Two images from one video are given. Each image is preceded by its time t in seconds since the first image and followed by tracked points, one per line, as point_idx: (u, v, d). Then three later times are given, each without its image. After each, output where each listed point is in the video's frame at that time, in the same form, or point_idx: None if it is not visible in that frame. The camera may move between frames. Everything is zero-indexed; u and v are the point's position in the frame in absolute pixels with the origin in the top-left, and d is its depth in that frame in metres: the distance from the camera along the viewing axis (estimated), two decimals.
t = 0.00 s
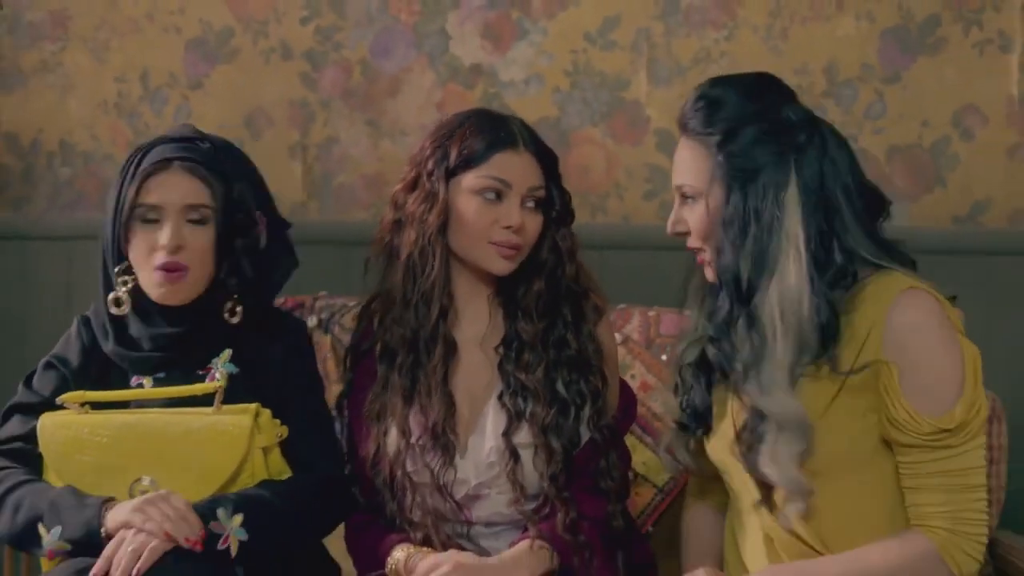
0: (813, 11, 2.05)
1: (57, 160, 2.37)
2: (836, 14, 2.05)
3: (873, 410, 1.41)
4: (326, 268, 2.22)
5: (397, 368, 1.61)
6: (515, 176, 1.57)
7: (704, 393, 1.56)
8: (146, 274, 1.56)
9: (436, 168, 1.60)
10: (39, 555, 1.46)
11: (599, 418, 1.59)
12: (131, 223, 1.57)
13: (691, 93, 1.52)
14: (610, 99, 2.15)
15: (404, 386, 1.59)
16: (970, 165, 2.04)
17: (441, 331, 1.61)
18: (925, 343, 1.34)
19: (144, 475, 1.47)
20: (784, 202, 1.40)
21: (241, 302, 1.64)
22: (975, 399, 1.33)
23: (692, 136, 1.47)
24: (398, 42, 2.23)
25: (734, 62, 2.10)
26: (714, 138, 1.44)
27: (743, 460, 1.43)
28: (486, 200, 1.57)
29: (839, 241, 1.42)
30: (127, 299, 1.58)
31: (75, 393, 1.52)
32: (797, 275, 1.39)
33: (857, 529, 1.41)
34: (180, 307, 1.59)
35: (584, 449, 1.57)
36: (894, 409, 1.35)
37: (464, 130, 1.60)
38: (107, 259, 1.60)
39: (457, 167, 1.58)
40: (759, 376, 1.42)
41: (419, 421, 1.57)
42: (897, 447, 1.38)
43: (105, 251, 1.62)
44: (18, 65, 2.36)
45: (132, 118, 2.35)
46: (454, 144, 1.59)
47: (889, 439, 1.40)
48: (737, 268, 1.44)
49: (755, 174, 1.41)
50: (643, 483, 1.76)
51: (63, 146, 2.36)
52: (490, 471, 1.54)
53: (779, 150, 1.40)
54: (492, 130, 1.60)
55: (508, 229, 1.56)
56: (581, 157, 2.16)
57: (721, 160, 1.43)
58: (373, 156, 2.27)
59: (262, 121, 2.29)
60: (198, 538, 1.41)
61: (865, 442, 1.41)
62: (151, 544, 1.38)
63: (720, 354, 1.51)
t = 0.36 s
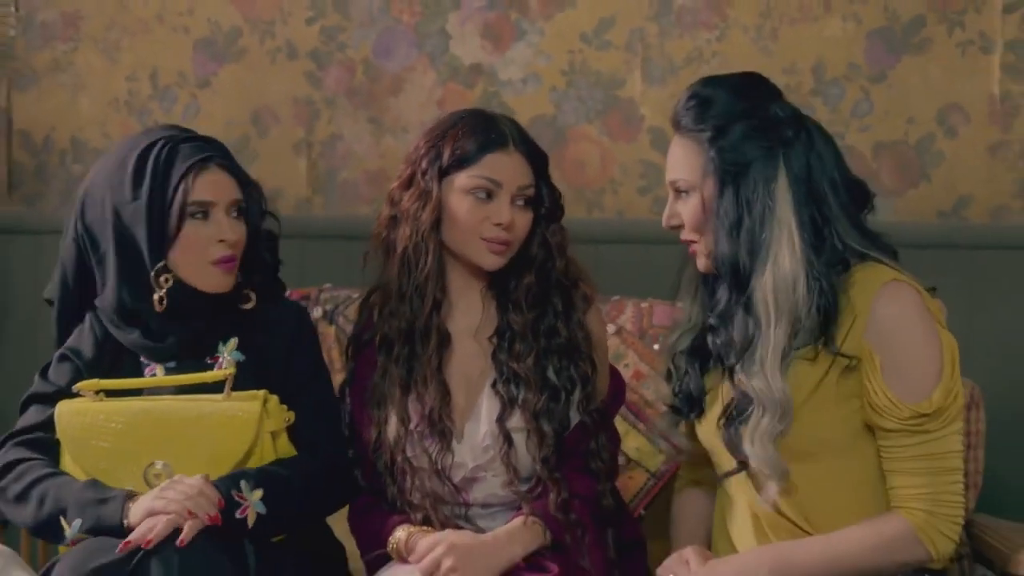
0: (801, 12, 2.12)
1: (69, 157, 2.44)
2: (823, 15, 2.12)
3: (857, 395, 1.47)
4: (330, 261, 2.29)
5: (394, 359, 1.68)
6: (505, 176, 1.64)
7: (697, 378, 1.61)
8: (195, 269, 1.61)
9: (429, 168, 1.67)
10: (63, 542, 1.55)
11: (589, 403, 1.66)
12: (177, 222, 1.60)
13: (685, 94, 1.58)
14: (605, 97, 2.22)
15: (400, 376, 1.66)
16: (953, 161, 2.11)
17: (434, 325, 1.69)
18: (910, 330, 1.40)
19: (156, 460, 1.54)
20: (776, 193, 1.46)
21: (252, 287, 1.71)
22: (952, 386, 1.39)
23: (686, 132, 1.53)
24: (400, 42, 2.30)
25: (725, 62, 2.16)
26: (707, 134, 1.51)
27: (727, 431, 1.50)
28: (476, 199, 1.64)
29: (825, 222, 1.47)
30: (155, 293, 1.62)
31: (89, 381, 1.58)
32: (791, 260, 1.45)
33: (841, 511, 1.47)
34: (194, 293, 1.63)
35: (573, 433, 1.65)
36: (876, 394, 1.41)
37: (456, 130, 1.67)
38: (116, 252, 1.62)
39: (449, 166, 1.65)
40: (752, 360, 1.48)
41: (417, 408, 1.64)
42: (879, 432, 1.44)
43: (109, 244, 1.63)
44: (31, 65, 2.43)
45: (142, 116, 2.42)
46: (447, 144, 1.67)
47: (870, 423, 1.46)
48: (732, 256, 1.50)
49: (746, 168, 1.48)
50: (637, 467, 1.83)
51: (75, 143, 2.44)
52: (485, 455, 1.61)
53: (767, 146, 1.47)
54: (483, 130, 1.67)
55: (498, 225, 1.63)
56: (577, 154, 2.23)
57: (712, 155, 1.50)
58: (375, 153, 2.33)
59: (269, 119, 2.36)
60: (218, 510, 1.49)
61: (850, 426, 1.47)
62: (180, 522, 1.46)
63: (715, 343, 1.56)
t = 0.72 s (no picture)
0: (790, 12, 2.19)
1: (80, 152, 2.52)
2: (811, 15, 2.19)
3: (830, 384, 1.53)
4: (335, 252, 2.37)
5: (397, 346, 1.76)
6: (499, 175, 1.70)
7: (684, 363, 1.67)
8: (213, 259, 1.68)
9: (428, 165, 1.75)
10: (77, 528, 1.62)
11: (585, 385, 1.74)
12: (197, 215, 1.67)
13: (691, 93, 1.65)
14: (601, 94, 2.29)
15: (402, 362, 1.74)
16: (937, 156, 2.17)
17: (435, 313, 1.77)
18: (879, 327, 1.47)
19: (169, 442, 1.61)
20: (755, 195, 1.53)
21: (259, 278, 1.80)
22: (919, 371, 1.45)
23: (687, 123, 1.60)
24: (402, 40, 2.37)
25: (717, 60, 2.23)
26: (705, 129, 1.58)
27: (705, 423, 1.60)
28: (471, 197, 1.71)
29: (804, 244, 1.53)
30: (176, 283, 1.69)
31: (105, 367, 1.65)
32: (761, 267, 1.52)
33: (821, 488, 1.54)
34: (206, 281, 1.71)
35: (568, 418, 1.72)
36: (844, 380, 1.48)
37: (454, 130, 1.74)
38: (133, 244, 1.67)
39: (445, 165, 1.73)
40: (715, 351, 1.56)
41: (420, 394, 1.72)
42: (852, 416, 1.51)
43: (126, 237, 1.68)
44: (43, 63, 2.51)
45: (151, 112, 2.49)
46: (444, 143, 1.74)
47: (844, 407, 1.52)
48: (706, 251, 1.56)
49: (733, 166, 1.55)
50: (630, 451, 1.90)
51: (86, 139, 2.51)
52: (484, 437, 1.69)
53: (757, 151, 1.53)
54: (479, 130, 1.73)
55: (491, 223, 1.70)
56: (574, 149, 2.30)
57: (704, 151, 1.57)
58: (378, 148, 2.40)
59: (275, 114, 2.43)
60: (222, 485, 1.57)
61: (820, 414, 1.53)
62: (185, 498, 1.54)
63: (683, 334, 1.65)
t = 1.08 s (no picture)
0: (787, 14, 2.26)
1: (97, 150, 2.60)
2: (807, 17, 2.25)
3: (834, 379, 1.60)
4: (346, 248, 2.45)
5: (406, 336, 1.83)
6: (498, 175, 1.77)
7: (687, 371, 1.78)
8: (237, 253, 1.76)
9: (432, 165, 1.82)
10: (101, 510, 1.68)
11: (590, 375, 1.80)
12: (224, 210, 1.75)
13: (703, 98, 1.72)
14: (603, 94, 2.35)
15: (412, 353, 1.82)
16: (930, 154, 2.24)
17: (440, 305, 1.84)
18: (881, 324, 1.53)
19: (188, 429, 1.68)
20: (786, 197, 1.60)
21: (276, 271, 1.88)
22: (914, 365, 1.52)
23: (703, 123, 1.66)
24: (410, 42, 2.44)
25: (715, 61, 2.30)
26: (726, 130, 1.64)
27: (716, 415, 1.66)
28: (472, 195, 1.77)
29: (829, 241, 1.61)
30: (201, 275, 1.76)
31: (128, 356, 1.73)
32: (797, 261, 1.57)
33: (814, 472, 1.60)
34: (228, 276, 1.78)
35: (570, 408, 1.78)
36: (846, 371, 1.55)
37: (455, 131, 1.81)
38: (161, 238, 1.74)
39: (447, 165, 1.80)
40: (750, 344, 1.61)
41: (429, 381, 1.79)
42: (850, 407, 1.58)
43: (153, 231, 1.75)
44: (62, 64, 2.59)
45: (167, 111, 2.56)
46: (447, 144, 1.81)
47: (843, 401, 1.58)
48: (744, 244, 1.62)
49: (762, 167, 1.60)
50: (630, 439, 1.96)
51: (103, 138, 2.59)
52: (490, 423, 1.76)
53: (779, 153, 1.60)
54: (479, 131, 1.79)
55: (492, 221, 1.77)
56: (576, 147, 2.36)
57: (732, 151, 1.62)
58: (386, 147, 2.47)
59: (287, 114, 2.50)
60: (239, 471, 1.64)
61: (829, 404, 1.60)
62: (204, 483, 1.61)
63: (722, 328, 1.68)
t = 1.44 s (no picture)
0: (791, 17, 2.32)
1: (121, 150, 2.68)
2: (811, 20, 2.31)
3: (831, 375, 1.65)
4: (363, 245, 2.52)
5: (424, 327, 1.90)
6: (505, 174, 1.84)
7: (696, 361, 1.85)
8: (261, 247, 1.84)
9: (446, 163, 1.90)
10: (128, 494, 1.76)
11: (603, 368, 1.87)
12: (249, 206, 1.82)
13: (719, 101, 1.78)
14: (612, 95, 2.42)
15: (429, 344, 1.88)
16: (930, 155, 2.30)
17: (455, 297, 1.91)
18: (876, 317, 1.60)
19: (212, 418, 1.76)
20: (780, 197, 1.66)
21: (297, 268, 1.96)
22: (909, 358, 1.59)
23: (715, 125, 1.74)
24: (424, 45, 2.50)
25: (721, 64, 2.37)
26: (734, 132, 1.71)
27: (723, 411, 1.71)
28: (481, 193, 1.85)
29: (825, 241, 1.67)
30: (226, 269, 1.83)
31: (154, 348, 1.81)
32: (788, 261, 1.64)
33: (813, 457, 1.66)
34: (251, 269, 1.86)
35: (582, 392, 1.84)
36: (842, 364, 1.61)
37: (469, 132, 1.88)
38: (188, 232, 1.81)
39: (460, 163, 1.88)
40: (741, 335, 1.67)
41: (447, 370, 1.86)
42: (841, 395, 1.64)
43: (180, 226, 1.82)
44: (85, 65, 2.67)
45: (188, 112, 2.64)
46: (460, 144, 1.89)
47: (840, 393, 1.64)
48: (737, 242, 1.69)
49: (760, 169, 1.67)
50: (638, 430, 2.02)
51: (126, 137, 2.67)
52: (505, 410, 1.84)
53: (783, 156, 1.66)
54: (491, 131, 1.86)
55: (498, 219, 1.84)
56: (586, 147, 2.43)
57: (734, 151, 1.70)
58: (402, 146, 2.54)
59: (305, 114, 2.57)
60: (262, 455, 1.73)
61: (824, 399, 1.65)
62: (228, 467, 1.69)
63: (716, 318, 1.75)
